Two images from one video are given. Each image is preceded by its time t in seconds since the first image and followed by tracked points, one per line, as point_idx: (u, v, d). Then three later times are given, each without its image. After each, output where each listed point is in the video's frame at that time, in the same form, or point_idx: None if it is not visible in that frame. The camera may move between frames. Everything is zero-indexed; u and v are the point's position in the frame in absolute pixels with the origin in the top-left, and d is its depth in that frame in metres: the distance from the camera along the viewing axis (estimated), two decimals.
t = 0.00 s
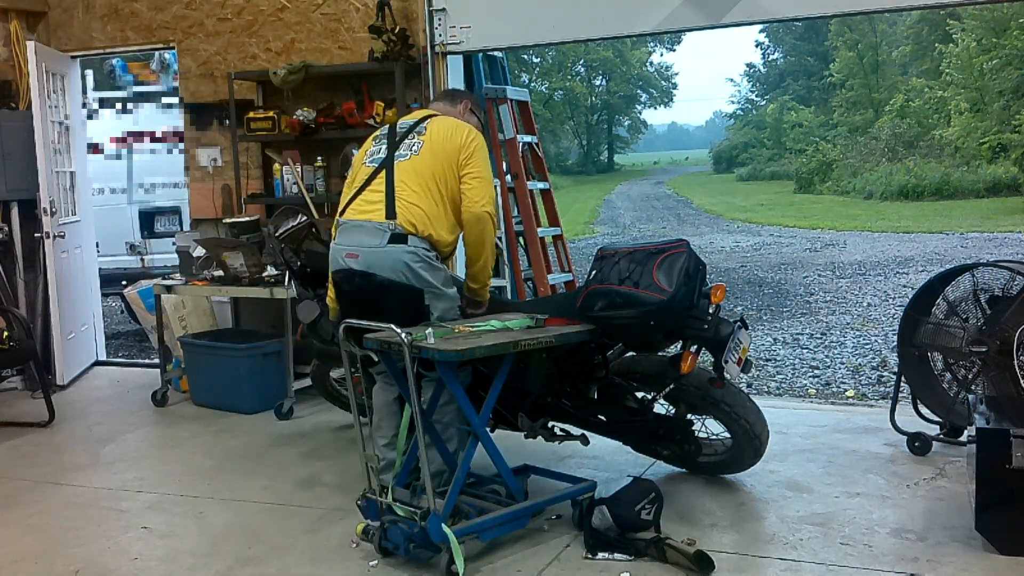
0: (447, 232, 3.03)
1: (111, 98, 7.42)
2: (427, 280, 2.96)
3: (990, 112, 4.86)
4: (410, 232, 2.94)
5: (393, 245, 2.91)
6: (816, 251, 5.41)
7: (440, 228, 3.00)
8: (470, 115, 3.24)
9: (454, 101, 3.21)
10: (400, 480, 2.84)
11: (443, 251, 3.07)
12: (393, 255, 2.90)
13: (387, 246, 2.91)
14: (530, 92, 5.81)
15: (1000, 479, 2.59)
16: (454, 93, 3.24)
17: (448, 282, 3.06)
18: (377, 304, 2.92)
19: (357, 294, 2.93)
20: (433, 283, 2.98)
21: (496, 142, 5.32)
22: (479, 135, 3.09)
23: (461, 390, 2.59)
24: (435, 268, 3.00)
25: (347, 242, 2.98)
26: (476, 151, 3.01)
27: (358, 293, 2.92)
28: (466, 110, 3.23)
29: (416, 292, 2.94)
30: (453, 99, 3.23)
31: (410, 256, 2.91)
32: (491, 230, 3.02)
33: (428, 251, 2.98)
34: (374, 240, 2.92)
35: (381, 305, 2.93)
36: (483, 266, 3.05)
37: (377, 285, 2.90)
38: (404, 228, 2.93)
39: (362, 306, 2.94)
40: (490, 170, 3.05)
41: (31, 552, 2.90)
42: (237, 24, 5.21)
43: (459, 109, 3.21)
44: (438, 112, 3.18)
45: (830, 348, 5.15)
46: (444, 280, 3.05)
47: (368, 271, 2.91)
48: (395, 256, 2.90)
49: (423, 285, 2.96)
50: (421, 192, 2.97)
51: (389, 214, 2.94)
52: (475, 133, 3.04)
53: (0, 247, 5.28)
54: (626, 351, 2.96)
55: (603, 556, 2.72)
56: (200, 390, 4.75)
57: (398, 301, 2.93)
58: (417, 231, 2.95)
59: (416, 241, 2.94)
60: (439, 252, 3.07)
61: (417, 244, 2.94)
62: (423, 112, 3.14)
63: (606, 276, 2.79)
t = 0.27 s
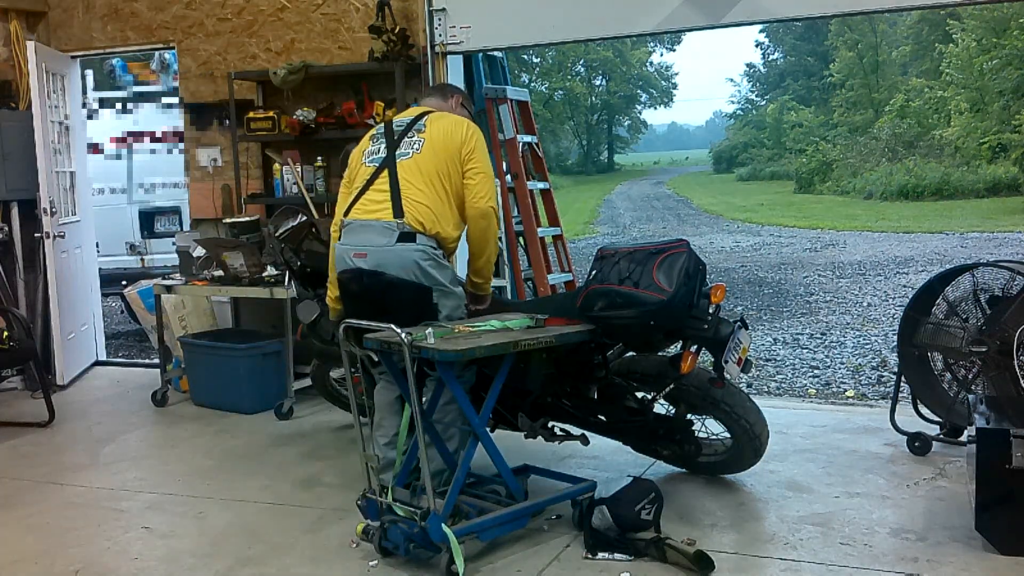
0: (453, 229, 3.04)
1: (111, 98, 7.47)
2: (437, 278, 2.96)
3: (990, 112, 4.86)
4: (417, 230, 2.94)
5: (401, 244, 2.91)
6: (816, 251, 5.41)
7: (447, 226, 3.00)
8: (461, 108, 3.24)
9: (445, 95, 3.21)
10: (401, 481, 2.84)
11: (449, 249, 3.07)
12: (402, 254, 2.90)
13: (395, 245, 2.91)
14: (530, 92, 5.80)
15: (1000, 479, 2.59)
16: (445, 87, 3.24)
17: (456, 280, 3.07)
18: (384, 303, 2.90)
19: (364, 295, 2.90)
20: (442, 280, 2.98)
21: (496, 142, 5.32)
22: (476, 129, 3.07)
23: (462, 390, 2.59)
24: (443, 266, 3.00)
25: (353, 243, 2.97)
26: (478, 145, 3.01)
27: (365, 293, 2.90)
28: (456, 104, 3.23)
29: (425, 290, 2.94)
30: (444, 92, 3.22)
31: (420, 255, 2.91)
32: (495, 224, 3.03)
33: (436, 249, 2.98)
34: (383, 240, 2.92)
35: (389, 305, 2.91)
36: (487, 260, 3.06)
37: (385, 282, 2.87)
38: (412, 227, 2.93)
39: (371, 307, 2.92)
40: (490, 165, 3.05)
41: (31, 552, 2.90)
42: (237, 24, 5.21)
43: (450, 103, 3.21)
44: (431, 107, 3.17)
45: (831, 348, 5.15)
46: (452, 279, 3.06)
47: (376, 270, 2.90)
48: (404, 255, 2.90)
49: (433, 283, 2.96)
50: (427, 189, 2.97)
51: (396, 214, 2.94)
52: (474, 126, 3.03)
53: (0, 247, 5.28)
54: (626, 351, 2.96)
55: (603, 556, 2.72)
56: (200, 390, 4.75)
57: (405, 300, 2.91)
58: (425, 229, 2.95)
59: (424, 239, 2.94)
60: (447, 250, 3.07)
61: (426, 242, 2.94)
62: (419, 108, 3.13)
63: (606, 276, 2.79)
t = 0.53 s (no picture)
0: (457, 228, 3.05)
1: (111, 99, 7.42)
2: (445, 277, 2.98)
3: (990, 112, 4.86)
4: (424, 231, 2.94)
5: (408, 247, 2.92)
6: (816, 250, 5.41)
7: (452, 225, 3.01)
8: (459, 106, 3.25)
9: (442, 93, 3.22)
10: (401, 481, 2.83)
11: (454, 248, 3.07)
12: (410, 257, 2.91)
13: (402, 249, 2.91)
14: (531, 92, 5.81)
15: (1000, 479, 2.59)
16: (442, 87, 3.25)
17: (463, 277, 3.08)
18: (392, 305, 2.92)
19: (372, 299, 2.92)
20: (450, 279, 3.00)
21: (496, 142, 5.31)
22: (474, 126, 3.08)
23: (462, 390, 2.59)
24: (451, 264, 3.02)
25: (359, 245, 2.97)
26: (478, 143, 3.02)
27: (372, 297, 2.92)
28: (454, 102, 3.23)
29: (433, 290, 2.95)
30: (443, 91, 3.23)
31: (426, 257, 2.92)
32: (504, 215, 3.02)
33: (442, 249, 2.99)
34: (389, 243, 2.92)
35: (397, 306, 2.93)
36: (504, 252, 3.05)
37: (393, 286, 2.88)
38: (418, 229, 2.93)
39: (379, 309, 2.94)
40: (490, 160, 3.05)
41: (31, 552, 2.90)
42: (237, 24, 5.21)
43: (448, 101, 3.21)
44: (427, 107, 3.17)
45: (830, 348, 5.15)
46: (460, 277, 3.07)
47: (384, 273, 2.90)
48: (411, 258, 2.91)
49: (442, 282, 2.98)
50: (430, 189, 2.98)
51: (401, 215, 2.94)
52: (472, 124, 3.04)
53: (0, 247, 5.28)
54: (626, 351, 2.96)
55: (603, 556, 2.72)
56: (199, 390, 4.75)
57: (412, 302, 2.93)
58: (432, 230, 2.95)
59: (431, 240, 2.95)
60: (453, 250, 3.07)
61: (433, 244, 2.95)
62: (418, 108, 3.14)
63: (606, 276, 2.79)
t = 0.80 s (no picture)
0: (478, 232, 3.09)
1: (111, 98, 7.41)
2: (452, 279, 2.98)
3: (990, 112, 4.86)
4: (437, 231, 2.93)
5: (420, 245, 2.90)
6: (816, 250, 5.41)
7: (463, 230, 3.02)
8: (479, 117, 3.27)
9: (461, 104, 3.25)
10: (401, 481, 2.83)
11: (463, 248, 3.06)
12: (422, 256, 2.89)
13: (414, 246, 2.89)
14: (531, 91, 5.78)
15: (1000, 479, 2.59)
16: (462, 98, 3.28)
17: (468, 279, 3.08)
18: (397, 303, 2.93)
19: (376, 294, 2.92)
20: (457, 280, 3.01)
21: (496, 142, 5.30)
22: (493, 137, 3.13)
23: (462, 391, 2.59)
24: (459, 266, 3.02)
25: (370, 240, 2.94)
26: (503, 149, 3.07)
27: (378, 293, 2.92)
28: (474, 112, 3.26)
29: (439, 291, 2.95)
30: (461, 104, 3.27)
31: (437, 257, 2.91)
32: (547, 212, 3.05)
33: (452, 250, 2.99)
34: (402, 240, 2.90)
35: (401, 305, 2.94)
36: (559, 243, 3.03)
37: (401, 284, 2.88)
38: (432, 228, 2.93)
39: (383, 305, 2.95)
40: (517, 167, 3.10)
41: (31, 552, 2.90)
42: (237, 24, 5.21)
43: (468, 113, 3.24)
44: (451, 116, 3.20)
45: (830, 348, 5.15)
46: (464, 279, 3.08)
47: (393, 270, 2.88)
48: (422, 255, 2.89)
49: (448, 283, 2.98)
50: (453, 195, 2.99)
51: (416, 214, 2.93)
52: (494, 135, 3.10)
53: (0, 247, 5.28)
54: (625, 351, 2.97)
55: (603, 556, 2.72)
56: (199, 390, 4.75)
57: (417, 301, 2.93)
58: (444, 230, 2.95)
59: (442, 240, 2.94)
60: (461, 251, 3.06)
61: (444, 244, 2.95)
62: (440, 116, 3.16)
63: (606, 276, 2.79)
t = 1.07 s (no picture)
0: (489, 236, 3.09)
1: (111, 99, 7.47)
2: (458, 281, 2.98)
3: (990, 112, 4.86)
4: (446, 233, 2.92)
5: (430, 245, 2.90)
6: (816, 250, 5.41)
7: (474, 236, 3.01)
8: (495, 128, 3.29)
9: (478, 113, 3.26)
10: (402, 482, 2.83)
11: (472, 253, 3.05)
12: (430, 256, 2.89)
13: (423, 246, 2.89)
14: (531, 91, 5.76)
15: (1000, 479, 2.59)
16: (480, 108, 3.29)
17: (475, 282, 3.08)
18: (401, 304, 2.93)
19: (382, 293, 2.92)
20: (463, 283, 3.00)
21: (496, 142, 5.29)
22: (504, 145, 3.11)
23: (462, 391, 2.59)
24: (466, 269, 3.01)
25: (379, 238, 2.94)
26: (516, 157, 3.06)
27: (384, 292, 2.91)
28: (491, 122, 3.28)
29: (444, 292, 2.95)
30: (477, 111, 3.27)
31: (445, 258, 2.91)
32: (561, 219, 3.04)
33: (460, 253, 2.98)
34: (411, 239, 2.90)
35: (405, 305, 2.93)
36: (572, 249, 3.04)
37: (406, 285, 2.88)
38: (442, 229, 2.91)
39: (388, 305, 2.94)
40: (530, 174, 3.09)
41: (31, 552, 2.90)
42: (236, 24, 5.21)
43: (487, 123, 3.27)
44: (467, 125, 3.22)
45: (830, 348, 5.15)
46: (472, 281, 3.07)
47: (400, 268, 2.88)
48: (430, 256, 2.89)
49: (454, 285, 2.97)
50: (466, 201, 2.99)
51: (427, 215, 2.92)
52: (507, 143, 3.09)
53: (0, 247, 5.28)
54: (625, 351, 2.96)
55: (603, 556, 2.72)
56: (200, 390, 4.75)
57: (421, 302, 2.93)
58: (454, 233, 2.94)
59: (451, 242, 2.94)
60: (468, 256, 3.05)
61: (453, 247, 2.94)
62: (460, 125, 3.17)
63: (606, 276, 2.79)
